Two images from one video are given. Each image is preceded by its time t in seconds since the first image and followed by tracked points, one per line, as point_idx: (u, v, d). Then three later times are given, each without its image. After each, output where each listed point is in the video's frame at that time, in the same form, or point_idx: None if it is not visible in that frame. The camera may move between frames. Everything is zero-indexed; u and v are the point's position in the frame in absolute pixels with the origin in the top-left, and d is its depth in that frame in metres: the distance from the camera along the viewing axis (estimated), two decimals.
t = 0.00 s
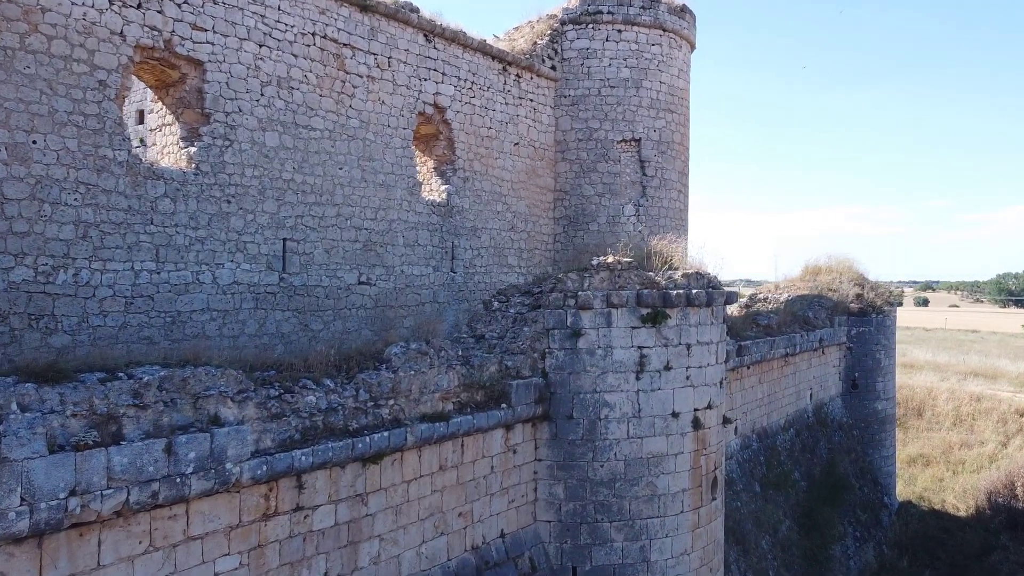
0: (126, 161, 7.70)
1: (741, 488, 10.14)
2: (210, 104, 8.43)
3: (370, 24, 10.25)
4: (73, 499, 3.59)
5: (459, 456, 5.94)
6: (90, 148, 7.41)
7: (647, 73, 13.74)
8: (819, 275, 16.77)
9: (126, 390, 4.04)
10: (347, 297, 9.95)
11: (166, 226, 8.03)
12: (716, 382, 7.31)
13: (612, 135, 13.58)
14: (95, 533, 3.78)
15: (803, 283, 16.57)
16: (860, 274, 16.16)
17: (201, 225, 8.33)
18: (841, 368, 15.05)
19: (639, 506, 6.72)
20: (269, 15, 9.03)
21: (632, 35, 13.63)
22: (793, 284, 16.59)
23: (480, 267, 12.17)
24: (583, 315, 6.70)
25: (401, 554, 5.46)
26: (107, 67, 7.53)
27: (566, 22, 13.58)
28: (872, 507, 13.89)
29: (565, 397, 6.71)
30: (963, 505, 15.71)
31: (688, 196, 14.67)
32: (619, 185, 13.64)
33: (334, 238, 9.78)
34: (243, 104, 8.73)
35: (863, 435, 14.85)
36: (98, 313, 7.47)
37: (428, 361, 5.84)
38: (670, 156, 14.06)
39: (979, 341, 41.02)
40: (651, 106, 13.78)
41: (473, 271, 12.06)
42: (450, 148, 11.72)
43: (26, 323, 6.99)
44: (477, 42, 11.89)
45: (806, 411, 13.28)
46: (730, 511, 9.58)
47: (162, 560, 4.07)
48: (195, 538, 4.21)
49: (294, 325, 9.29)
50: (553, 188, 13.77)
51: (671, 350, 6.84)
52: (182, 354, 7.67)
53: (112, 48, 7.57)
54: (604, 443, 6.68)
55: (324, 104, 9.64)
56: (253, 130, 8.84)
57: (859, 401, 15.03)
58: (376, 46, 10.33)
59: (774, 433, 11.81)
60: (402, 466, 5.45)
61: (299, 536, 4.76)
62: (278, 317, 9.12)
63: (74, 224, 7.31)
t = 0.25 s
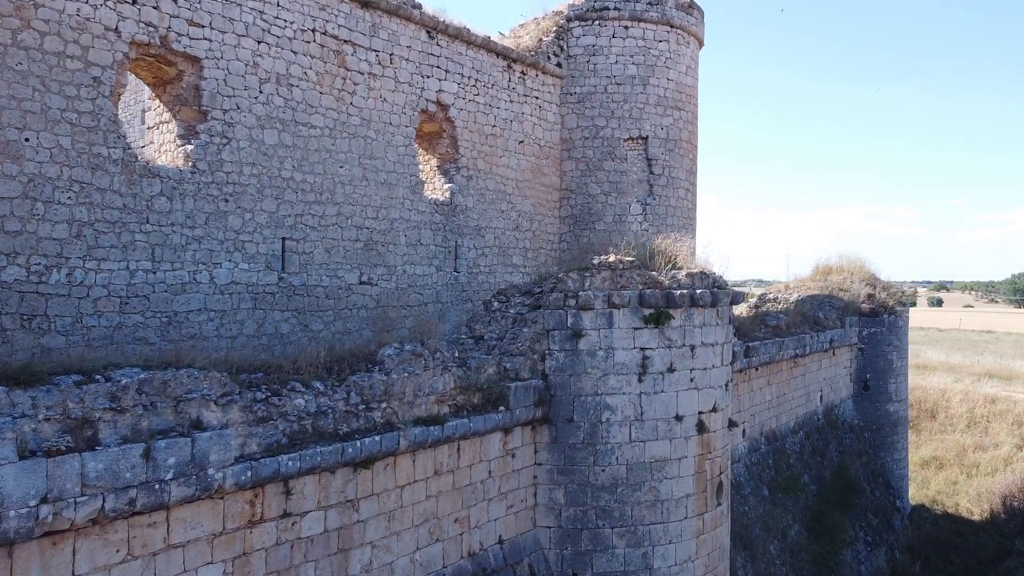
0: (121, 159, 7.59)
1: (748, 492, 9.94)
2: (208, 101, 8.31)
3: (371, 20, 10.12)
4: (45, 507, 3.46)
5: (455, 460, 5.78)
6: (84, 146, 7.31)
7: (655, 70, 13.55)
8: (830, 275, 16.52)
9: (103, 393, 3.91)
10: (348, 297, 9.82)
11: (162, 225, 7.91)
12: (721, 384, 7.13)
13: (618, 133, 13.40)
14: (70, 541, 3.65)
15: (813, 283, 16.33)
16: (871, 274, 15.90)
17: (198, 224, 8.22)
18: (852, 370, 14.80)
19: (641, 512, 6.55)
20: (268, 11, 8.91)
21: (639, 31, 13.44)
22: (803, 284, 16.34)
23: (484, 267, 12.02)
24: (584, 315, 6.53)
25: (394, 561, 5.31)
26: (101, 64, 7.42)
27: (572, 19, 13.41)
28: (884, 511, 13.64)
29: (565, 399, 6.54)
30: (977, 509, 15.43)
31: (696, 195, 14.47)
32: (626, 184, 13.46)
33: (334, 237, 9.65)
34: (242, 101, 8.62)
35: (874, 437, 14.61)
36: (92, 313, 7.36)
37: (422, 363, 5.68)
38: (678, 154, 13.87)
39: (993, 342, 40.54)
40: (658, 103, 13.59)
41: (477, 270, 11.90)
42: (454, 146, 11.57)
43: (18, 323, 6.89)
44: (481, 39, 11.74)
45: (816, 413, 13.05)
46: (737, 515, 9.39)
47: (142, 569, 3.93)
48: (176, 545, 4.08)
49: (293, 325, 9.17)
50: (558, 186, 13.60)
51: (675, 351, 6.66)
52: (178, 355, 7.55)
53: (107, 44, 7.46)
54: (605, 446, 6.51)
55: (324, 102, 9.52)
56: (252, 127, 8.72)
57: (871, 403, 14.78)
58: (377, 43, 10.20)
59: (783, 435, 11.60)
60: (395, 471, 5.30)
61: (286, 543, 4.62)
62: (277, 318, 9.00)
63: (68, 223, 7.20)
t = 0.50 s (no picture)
0: (115, 158, 7.48)
1: (756, 497, 9.74)
2: (204, 99, 8.20)
3: (372, 17, 9.98)
4: (13, 516, 3.33)
5: (450, 465, 5.63)
6: (77, 144, 7.20)
7: (662, 67, 13.35)
8: (841, 275, 16.27)
9: (78, 398, 3.79)
10: (348, 297, 9.69)
11: (157, 225, 7.80)
12: (726, 387, 6.95)
13: (624, 131, 13.22)
14: (41, 551, 3.52)
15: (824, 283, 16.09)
16: (883, 274, 15.64)
17: (195, 224, 8.10)
18: (863, 371, 14.56)
19: (643, 518, 6.37)
20: (266, 8, 8.79)
21: (646, 28, 13.25)
22: (813, 284, 16.10)
23: (487, 266, 11.86)
24: (584, 316, 6.36)
25: (386, 569, 5.16)
26: (95, 61, 7.31)
27: (578, 15, 13.24)
28: (896, 515, 13.39)
29: (565, 402, 6.38)
30: (992, 513, 15.15)
31: (704, 194, 14.26)
32: (632, 182, 13.27)
33: (335, 236, 9.52)
34: (239, 99, 8.50)
35: (886, 440, 14.36)
36: (86, 314, 7.25)
37: (417, 365, 5.52)
38: (685, 152, 13.67)
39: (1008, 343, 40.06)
40: (665, 100, 13.40)
41: (480, 270, 11.75)
42: (457, 144, 11.43)
43: (9, 323, 6.79)
44: (485, 36, 11.59)
45: (826, 416, 12.83)
46: (744, 520, 9.19)
47: None
48: (156, 554, 3.94)
49: (292, 326, 9.04)
50: (564, 185, 13.43)
51: (678, 353, 6.49)
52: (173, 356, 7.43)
53: (101, 40, 7.35)
54: (606, 451, 6.34)
55: (324, 99, 9.39)
56: (249, 125, 8.60)
57: (883, 405, 14.53)
58: (378, 40, 10.06)
59: (792, 438, 11.38)
60: (388, 476, 5.15)
61: (272, 551, 4.48)
62: (276, 318, 8.87)
63: (61, 222, 7.10)
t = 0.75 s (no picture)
0: (110, 156, 7.36)
1: (764, 502, 9.54)
2: (201, 96, 8.08)
3: (373, 13, 9.85)
4: None
5: (445, 471, 5.47)
6: (70, 142, 7.09)
7: (669, 64, 13.16)
8: (852, 275, 16.02)
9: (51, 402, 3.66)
10: (349, 298, 9.55)
11: (153, 224, 7.68)
12: (732, 390, 6.77)
13: (631, 129, 13.03)
14: (10, 561, 3.39)
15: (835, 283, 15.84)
16: (895, 274, 15.38)
17: (191, 223, 7.98)
18: (874, 373, 14.31)
19: (645, 525, 6.20)
20: (265, 4, 8.66)
21: (653, 24, 13.06)
22: (824, 284, 15.86)
23: (491, 266, 11.70)
24: (584, 317, 6.19)
25: None
26: (89, 58, 7.20)
27: (584, 12, 13.06)
28: (908, 520, 13.15)
29: (565, 406, 6.21)
30: (1007, 518, 14.86)
31: (712, 193, 14.06)
32: (639, 181, 13.08)
33: (335, 236, 9.38)
34: (237, 96, 8.38)
35: (898, 443, 14.11)
36: (79, 314, 7.15)
37: (411, 367, 5.37)
38: (693, 150, 13.47)
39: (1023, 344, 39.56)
40: (673, 98, 13.20)
41: (484, 270, 11.59)
42: (460, 143, 11.27)
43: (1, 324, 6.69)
44: (488, 32, 11.43)
45: (836, 418, 12.60)
46: (752, 526, 9.00)
47: None
48: (133, 564, 3.80)
49: (291, 326, 8.91)
50: (570, 184, 13.25)
51: (682, 355, 6.31)
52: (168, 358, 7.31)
53: (94, 37, 7.24)
54: (607, 456, 6.17)
55: (324, 97, 9.26)
56: (247, 123, 8.48)
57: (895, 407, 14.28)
58: (379, 37, 9.92)
59: (802, 441, 11.17)
60: (379, 482, 5.00)
61: (257, 561, 4.33)
62: (274, 319, 8.75)
63: (54, 221, 6.99)
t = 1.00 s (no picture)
0: (103, 154, 7.24)
1: (773, 507, 9.32)
2: (198, 93, 7.95)
3: (375, 9, 9.70)
4: None
5: (439, 478, 5.30)
6: (63, 140, 6.97)
7: (677, 61, 12.94)
8: (865, 275, 15.74)
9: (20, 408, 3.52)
10: (349, 298, 9.41)
11: (148, 223, 7.56)
12: (737, 394, 6.57)
13: (638, 127, 12.82)
14: None
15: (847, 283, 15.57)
16: (909, 274, 15.10)
17: (187, 222, 7.86)
18: (887, 375, 14.04)
19: (647, 533, 6.01)
20: None
21: (661, 20, 12.84)
22: (836, 284, 15.59)
23: (496, 266, 11.53)
24: (584, 319, 6.01)
25: None
26: (81, 54, 7.08)
27: (590, 8, 12.87)
28: (923, 525, 12.88)
29: (565, 410, 6.03)
30: None
31: (721, 192, 13.83)
32: (646, 180, 12.88)
33: (335, 236, 9.24)
34: (234, 94, 8.25)
35: (912, 447, 13.83)
36: (72, 315, 7.03)
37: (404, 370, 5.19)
38: (702, 148, 13.25)
39: None
40: (681, 95, 12.99)
41: (488, 270, 11.42)
42: (464, 141, 11.11)
43: None
44: (493, 29, 11.27)
45: (848, 421, 12.35)
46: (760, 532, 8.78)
47: None
48: None
49: (290, 327, 8.77)
50: (576, 183, 13.06)
51: (686, 358, 6.12)
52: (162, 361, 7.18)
53: (87, 33, 7.12)
54: (608, 462, 5.99)
55: (323, 94, 9.12)
56: (245, 121, 8.35)
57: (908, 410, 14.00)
58: (381, 33, 9.77)
59: (812, 445, 10.94)
60: (369, 490, 4.84)
61: (240, 572, 4.18)
62: (273, 320, 8.61)
63: (45, 220, 6.88)
